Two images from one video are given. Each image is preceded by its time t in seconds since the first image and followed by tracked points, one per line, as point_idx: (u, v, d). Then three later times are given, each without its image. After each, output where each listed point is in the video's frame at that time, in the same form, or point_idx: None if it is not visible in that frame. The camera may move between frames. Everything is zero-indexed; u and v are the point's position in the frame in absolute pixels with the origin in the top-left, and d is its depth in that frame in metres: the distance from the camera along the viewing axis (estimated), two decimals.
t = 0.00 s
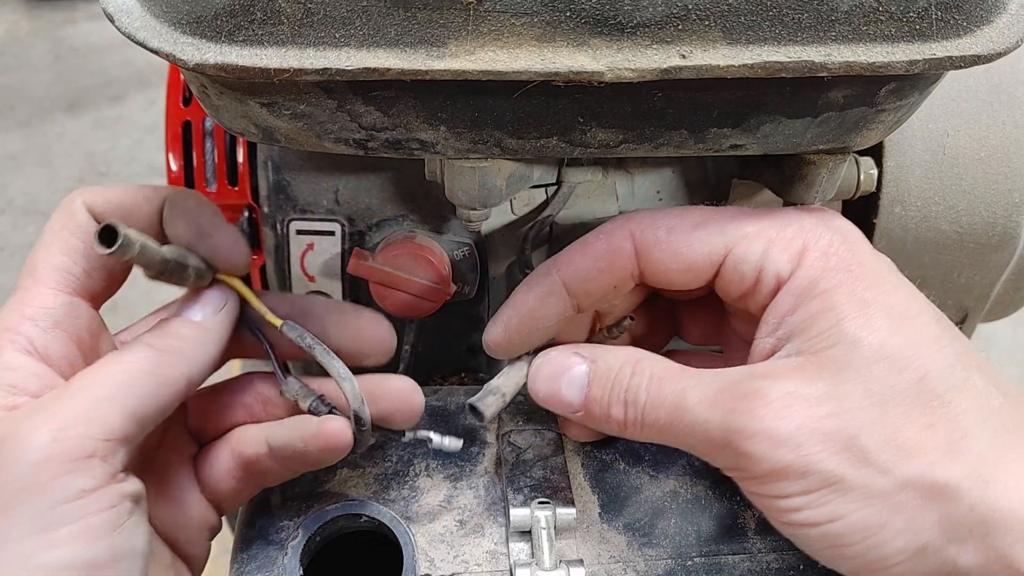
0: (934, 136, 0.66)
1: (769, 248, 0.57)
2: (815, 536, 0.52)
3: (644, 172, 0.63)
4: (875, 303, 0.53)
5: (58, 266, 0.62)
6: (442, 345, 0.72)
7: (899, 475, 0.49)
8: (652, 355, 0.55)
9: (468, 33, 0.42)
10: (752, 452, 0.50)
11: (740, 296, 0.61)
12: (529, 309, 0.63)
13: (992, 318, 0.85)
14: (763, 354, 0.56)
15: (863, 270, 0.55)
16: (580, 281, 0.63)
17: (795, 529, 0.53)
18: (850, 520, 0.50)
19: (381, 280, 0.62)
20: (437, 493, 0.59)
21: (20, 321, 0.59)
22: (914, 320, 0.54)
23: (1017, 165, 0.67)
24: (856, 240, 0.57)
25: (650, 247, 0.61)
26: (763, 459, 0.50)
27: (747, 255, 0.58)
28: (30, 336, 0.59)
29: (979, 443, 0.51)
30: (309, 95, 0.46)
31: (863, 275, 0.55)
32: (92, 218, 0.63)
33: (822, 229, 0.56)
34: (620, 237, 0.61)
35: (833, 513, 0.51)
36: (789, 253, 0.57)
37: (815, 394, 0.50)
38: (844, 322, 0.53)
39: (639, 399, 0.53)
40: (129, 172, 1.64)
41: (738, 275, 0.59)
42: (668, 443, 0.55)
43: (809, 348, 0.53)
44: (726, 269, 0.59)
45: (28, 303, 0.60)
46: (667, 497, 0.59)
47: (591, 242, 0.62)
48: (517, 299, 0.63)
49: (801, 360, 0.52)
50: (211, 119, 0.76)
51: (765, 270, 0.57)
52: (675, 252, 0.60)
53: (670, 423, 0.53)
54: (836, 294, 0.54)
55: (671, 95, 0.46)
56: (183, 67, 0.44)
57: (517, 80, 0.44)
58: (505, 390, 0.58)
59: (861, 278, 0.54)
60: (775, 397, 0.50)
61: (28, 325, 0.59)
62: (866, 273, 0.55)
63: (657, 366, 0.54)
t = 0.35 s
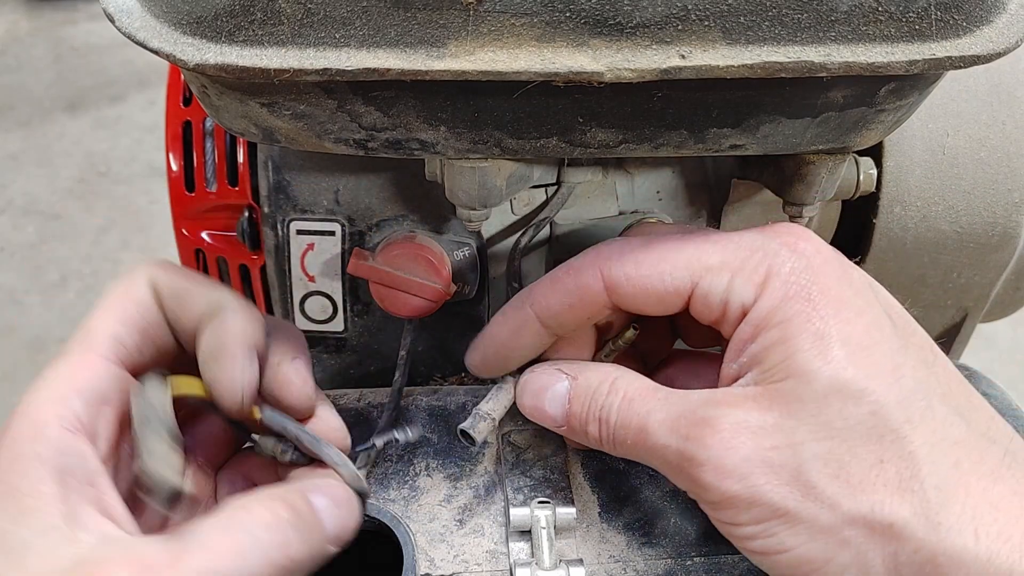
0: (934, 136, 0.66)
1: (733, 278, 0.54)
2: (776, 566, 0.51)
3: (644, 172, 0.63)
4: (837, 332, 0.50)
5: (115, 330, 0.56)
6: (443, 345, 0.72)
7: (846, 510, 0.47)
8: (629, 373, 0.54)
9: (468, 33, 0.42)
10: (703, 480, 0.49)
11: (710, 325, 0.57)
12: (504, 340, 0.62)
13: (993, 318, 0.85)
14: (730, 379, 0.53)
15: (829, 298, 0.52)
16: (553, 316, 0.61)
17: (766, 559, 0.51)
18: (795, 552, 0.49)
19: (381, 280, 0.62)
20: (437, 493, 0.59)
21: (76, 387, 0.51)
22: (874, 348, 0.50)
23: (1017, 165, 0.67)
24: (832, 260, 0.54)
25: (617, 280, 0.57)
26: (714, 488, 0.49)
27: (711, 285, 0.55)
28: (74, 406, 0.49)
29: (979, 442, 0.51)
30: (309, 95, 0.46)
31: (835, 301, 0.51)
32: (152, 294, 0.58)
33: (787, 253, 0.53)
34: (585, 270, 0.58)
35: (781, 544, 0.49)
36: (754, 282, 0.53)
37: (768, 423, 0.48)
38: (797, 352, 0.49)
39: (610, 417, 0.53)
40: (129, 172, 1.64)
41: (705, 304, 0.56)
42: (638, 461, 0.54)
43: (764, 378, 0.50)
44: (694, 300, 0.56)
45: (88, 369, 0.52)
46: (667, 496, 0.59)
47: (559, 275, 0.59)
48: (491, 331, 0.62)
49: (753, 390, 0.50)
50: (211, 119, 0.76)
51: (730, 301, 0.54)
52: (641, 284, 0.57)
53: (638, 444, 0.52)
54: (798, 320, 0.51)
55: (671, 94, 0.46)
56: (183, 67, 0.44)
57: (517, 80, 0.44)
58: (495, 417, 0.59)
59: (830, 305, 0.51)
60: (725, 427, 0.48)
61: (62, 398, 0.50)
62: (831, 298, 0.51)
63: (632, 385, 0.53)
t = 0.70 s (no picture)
0: (934, 136, 0.66)
1: (700, 277, 0.54)
2: None
3: (644, 172, 0.63)
4: (808, 338, 0.49)
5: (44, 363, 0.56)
6: (443, 345, 0.72)
7: (818, 515, 0.46)
8: (615, 384, 0.54)
9: (468, 33, 0.42)
10: (680, 490, 0.49)
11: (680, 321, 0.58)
12: (504, 341, 0.63)
13: (992, 318, 0.85)
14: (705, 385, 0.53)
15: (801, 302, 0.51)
16: (545, 308, 0.63)
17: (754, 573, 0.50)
18: (775, 557, 0.48)
19: (381, 280, 0.62)
20: (437, 493, 0.59)
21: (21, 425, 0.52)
22: (842, 347, 0.49)
23: (1017, 165, 0.67)
24: (801, 265, 0.53)
25: (596, 271, 0.59)
26: (689, 496, 0.48)
27: (681, 283, 0.55)
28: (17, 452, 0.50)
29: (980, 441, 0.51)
30: (309, 95, 0.46)
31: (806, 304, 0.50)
32: (112, 333, 0.57)
33: (753, 256, 0.53)
34: (568, 263, 0.60)
35: (757, 551, 0.48)
36: (720, 284, 0.53)
37: (740, 430, 0.47)
38: (766, 360, 0.49)
39: (595, 427, 0.53)
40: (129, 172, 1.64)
41: (676, 300, 0.56)
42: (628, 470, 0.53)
43: (736, 386, 0.49)
44: (666, 293, 0.57)
45: None
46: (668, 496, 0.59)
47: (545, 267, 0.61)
48: (493, 333, 0.63)
49: (727, 398, 0.49)
50: (211, 119, 0.76)
51: (696, 298, 0.55)
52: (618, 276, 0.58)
53: (619, 454, 0.52)
54: (766, 324, 0.50)
55: (670, 94, 0.46)
56: (183, 67, 0.44)
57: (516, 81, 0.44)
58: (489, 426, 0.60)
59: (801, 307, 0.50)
60: (701, 436, 0.48)
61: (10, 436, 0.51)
62: (800, 302, 0.51)
63: (617, 397, 0.53)
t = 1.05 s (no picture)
0: (934, 136, 0.66)
1: (706, 255, 0.55)
2: None
3: (644, 172, 0.63)
4: (809, 328, 0.50)
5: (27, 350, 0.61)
6: (442, 345, 0.72)
7: (803, 498, 0.47)
8: (601, 356, 0.54)
9: (468, 33, 0.42)
10: (663, 459, 0.48)
11: (678, 304, 0.58)
12: (491, 304, 0.62)
13: (992, 318, 0.85)
14: (698, 365, 0.53)
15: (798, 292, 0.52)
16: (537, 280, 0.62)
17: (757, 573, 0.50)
18: (752, 540, 0.48)
19: (381, 280, 0.62)
20: (437, 493, 0.59)
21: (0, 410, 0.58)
22: (843, 341, 0.50)
23: (1017, 165, 0.67)
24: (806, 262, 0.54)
25: (599, 249, 0.59)
26: (674, 468, 0.48)
27: (682, 262, 0.56)
28: None
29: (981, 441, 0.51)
30: (309, 95, 0.46)
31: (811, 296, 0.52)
32: (85, 305, 0.62)
33: (763, 242, 0.54)
34: (571, 237, 0.59)
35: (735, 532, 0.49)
36: (725, 262, 0.54)
37: (734, 407, 0.48)
38: (768, 342, 0.50)
39: (579, 395, 0.52)
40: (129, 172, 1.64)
41: (677, 281, 0.57)
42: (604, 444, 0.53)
43: (736, 365, 0.50)
44: (666, 275, 0.57)
45: None
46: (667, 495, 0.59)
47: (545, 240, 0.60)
48: (480, 295, 0.62)
49: (726, 376, 0.50)
50: (211, 119, 0.76)
51: (698, 276, 0.55)
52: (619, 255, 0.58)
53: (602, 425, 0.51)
54: (772, 308, 0.51)
55: (670, 94, 0.46)
56: (183, 67, 0.44)
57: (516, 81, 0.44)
58: (450, 388, 0.59)
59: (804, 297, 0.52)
60: (694, 407, 0.48)
61: None
62: (805, 292, 0.52)
63: (604, 366, 0.53)
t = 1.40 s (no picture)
0: (934, 136, 0.66)
1: (713, 246, 0.55)
2: None
3: (644, 172, 0.63)
4: (811, 324, 0.50)
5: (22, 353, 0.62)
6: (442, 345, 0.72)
7: (807, 493, 0.47)
8: (599, 344, 0.53)
9: (468, 33, 0.42)
10: (667, 451, 0.48)
11: (681, 297, 0.59)
12: (489, 286, 0.62)
13: (992, 318, 0.85)
14: (699, 357, 0.54)
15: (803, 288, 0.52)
16: (537, 265, 0.62)
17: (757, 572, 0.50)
18: (751, 534, 0.48)
19: (381, 280, 0.62)
20: (437, 494, 0.59)
21: None
22: (847, 341, 0.51)
23: (1017, 165, 0.67)
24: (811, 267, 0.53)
25: (605, 238, 0.59)
26: (677, 459, 0.48)
27: (688, 254, 0.56)
28: None
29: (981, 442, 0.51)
30: (309, 95, 0.46)
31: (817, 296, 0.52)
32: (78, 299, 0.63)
33: (771, 240, 0.54)
34: (576, 225, 0.60)
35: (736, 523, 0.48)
36: (731, 254, 0.54)
37: (739, 402, 0.48)
38: (774, 336, 0.50)
39: (577, 382, 0.52)
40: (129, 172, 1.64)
41: (681, 274, 0.57)
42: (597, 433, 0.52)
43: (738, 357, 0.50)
44: (670, 268, 0.58)
45: None
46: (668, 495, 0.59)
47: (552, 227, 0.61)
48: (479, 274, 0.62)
49: (728, 368, 0.50)
50: (211, 119, 0.76)
51: (704, 267, 0.55)
52: (625, 245, 0.59)
53: (600, 414, 0.50)
54: (776, 303, 0.51)
55: (671, 94, 0.46)
56: (183, 67, 0.44)
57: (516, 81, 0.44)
58: (437, 364, 0.59)
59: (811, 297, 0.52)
60: (699, 401, 0.48)
61: None
62: (812, 289, 0.52)
63: (603, 354, 0.52)
